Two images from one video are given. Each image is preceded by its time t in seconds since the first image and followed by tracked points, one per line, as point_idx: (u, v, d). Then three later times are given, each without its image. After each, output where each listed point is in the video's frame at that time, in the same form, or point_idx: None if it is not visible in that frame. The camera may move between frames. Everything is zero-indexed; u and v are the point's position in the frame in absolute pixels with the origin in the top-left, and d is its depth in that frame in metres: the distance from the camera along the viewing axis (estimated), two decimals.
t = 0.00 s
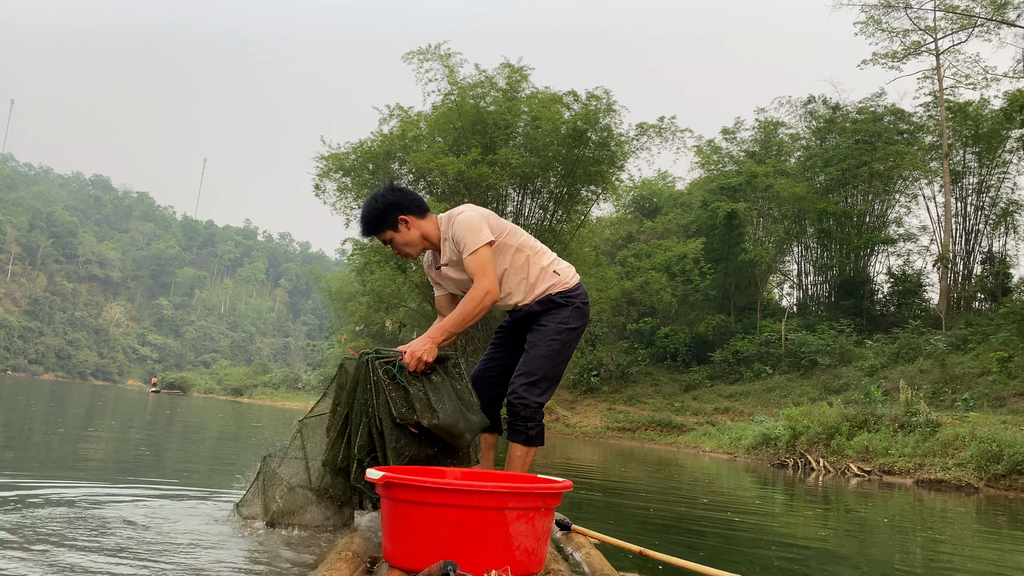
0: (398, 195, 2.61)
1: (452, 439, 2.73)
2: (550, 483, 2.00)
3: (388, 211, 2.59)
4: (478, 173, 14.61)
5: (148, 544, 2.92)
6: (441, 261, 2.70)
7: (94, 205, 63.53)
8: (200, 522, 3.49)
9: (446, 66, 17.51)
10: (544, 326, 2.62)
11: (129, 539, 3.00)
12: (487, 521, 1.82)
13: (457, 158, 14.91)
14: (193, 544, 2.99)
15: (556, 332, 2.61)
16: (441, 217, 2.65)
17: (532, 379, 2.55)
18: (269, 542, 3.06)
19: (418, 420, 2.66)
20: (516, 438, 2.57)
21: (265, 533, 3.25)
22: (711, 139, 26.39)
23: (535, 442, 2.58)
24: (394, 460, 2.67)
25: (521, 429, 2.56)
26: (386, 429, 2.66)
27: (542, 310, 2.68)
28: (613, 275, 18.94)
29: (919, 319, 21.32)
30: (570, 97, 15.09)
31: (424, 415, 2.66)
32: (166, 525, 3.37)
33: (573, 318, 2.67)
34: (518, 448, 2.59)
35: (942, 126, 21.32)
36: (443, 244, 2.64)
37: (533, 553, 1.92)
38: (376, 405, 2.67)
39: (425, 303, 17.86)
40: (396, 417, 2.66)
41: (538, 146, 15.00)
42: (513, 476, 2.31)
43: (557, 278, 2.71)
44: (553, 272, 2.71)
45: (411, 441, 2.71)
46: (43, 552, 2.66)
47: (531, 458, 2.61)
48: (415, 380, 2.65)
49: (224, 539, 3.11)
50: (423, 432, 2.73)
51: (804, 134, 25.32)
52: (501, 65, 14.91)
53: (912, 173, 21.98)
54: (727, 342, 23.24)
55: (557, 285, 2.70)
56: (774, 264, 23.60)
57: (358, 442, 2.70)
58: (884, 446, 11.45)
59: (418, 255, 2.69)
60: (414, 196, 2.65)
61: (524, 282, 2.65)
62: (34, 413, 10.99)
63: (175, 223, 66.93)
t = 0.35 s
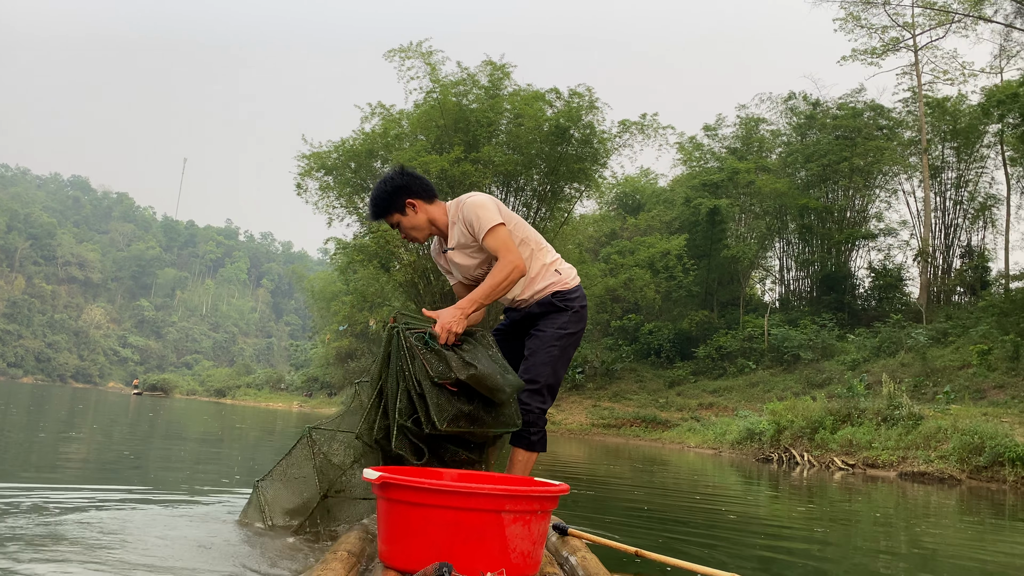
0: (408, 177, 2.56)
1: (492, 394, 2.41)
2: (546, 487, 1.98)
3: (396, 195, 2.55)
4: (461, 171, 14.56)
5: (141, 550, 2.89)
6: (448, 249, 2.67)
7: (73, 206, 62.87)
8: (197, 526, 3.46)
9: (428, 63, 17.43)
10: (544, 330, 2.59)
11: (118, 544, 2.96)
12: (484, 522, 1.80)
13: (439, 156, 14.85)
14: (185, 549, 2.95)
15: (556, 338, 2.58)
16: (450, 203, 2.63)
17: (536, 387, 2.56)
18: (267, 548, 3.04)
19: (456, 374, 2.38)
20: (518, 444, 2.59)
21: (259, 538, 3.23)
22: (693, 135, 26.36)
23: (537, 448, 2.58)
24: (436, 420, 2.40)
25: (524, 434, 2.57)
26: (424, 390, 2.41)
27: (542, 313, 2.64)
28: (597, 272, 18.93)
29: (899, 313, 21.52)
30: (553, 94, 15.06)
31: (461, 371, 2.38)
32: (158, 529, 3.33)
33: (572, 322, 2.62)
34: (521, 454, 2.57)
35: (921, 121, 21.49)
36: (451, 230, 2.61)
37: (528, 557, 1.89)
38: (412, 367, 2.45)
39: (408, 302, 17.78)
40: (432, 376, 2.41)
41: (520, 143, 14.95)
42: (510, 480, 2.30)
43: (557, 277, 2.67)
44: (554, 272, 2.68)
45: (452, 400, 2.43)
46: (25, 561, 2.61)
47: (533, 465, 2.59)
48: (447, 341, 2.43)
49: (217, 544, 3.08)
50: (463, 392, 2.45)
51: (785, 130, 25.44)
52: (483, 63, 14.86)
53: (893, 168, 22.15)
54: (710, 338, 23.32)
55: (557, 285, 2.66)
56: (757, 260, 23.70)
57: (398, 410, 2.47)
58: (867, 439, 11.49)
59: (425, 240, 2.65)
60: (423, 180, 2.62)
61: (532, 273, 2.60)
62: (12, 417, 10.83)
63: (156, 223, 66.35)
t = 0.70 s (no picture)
0: (418, 168, 2.50)
1: (516, 394, 2.35)
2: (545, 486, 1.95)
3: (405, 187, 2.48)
4: (445, 169, 14.51)
5: (128, 552, 2.82)
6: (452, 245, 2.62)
7: (52, 204, 62.20)
8: (190, 528, 3.39)
9: (411, 61, 17.35)
10: (547, 330, 2.60)
11: (103, 546, 2.89)
12: (482, 521, 1.78)
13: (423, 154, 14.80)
14: (174, 551, 2.89)
15: (558, 338, 2.60)
16: (456, 198, 2.59)
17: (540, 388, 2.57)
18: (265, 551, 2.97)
19: (482, 371, 2.30)
20: (521, 442, 2.60)
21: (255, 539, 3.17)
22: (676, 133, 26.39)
23: (539, 448, 2.60)
24: (462, 415, 2.31)
25: (527, 434, 2.58)
26: (450, 384, 2.32)
27: (543, 312, 2.63)
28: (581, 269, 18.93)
29: (881, 309, 21.66)
30: (536, 92, 15.04)
31: (490, 364, 2.31)
32: (145, 531, 3.26)
33: (573, 322, 2.64)
34: (524, 451, 2.59)
35: (901, 119, 21.66)
36: (456, 224, 2.57)
37: (526, 555, 1.87)
38: (437, 359, 2.36)
39: (392, 301, 17.71)
40: (458, 370, 2.33)
41: (504, 141, 14.92)
42: (505, 478, 2.29)
43: (557, 276, 2.66)
44: (554, 270, 2.66)
45: (477, 396, 2.34)
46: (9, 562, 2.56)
47: (534, 463, 2.62)
48: (470, 338, 2.35)
49: (207, 546, 3.01)
50: (486, 388, 2.38)
51: (767, 128, 25.50)
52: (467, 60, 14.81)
53: (873, 166, 22.35)
54: (694, 335, 23.39)
55: (557, 285, 2.65)
56: (739, 257, 23.80)
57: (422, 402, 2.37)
58: (850, 435, 11.56)
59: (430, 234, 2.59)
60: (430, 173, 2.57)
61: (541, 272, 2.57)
62: None
63: (136, 221, 65.76)
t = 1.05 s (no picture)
0: (444, 183, 2.43)
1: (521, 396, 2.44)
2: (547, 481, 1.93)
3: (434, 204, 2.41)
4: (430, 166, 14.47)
5: (115, 551, 2.75)
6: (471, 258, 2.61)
7: (32, 198, 61.47)
8: (181, 525, 3.31)
9: (397, 57, 17.26)
10: (559, 336, 2.73)
11: (88, 545, 2.81)
12: (486, 519, 1.75)
13: (409, 150, 14.75)
14: (162, 549, 2.82)
15: (568, 344, 2.74)
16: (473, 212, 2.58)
17: (554, 390, 2.67)
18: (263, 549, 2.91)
19: (490, 369, 2.39)
20: (532, 442, 2.62)
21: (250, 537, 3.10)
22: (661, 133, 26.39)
23: (550, 447, 2.63)
24: (466, 408, 2.38)
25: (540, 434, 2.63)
26: (458, 377, 2.40)
27: (554, 319, 2.73)
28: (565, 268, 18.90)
29: (862, 310, 21.81)
30: (522, 90, 15.02)
31: (498, 362, 2.40)
32: (132, 529, 3.18)
33: (579, 328, 2.78)
34: (534, 451, 2.60)
35: (884, 121, 21.80)
36: (478, 236, 2.55)
37: (531, 552, 1.84)
38: (448, 353, 2.45)
39: (376, 298, 17.64)
40: (467, 366, 2.41)
41: (490, 139, 14.86)
42: (505, 474, 2.27)
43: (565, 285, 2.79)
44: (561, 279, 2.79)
45: (481, 393, 2.42)
46: None
47: (543, 463, 2.64)
48: (483, 338, 2.44)
49: (198, 545, 2.94)
50: (493, 386, 2.46)
51: (752, 128, 25.55)
52: (453, 57, 14.73)
53: (856, 167, 22.49)
54: (677, 334, 23.44)
55: (567, 292, 2.77)
56: (723, 257, 23.86)
57: (428, 392, 2.44)
58: (832, 434, 11.59)
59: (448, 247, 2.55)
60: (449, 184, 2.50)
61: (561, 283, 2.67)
62: None
63: (117, 217, 65.12)
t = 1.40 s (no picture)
0: (462, 165, 2.42)
1: (525, 411, 2.44)
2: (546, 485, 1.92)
3: (452, 183, 2.41)
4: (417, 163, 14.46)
5: (104, 552, 2.72)
6: (472, 246, 2.62)
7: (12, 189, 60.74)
8: (170, 528, 3.29)
9: (385, 53, 17.18)
10: (548, 340, 2.72)
11: (74, 547, 2.78)
12: (486, 524, 1.74)
13: (395, 147, 14.70)
14: (151, 551, 2.79)
15: (559, 347, 2.73)
16: (481, 202, 2.59)
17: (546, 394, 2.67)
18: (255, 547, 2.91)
19: (493, 389, 2.39)
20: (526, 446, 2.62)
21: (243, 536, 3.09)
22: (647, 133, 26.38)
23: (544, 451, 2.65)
24: (474, 432, 2.38)
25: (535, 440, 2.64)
26: (463, 401, 2.39)
27: (543, 323, 2.72)
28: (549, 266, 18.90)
29: (844, 312, 21.98)
30: (510, 88, 15.03)
31: (499, 381, 2.40)
32: (121, 531, 3.15)
33: (569, 333, 2.79)
34: (531, 451, 2.63)
35: (868, 125, 21.96)
36: (481, 227, 2.57)
37: (531, 555, 1.83)
38: (448, 376, 2.42)
39: (359, 294, 17.57)
40: (470, 389, 2.40)
41: (477, 136, 14.83)
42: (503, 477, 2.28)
43: (556, 291, 2.79)
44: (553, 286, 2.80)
45: (487, 413, 2.43)
46: None
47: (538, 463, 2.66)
48: (479, 356, 2.41)
49: (189, 547, 2.92)
50: (496, 405, 2.46)
51: (737, 130, 25.56)
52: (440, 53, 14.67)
53: (840, 170, 22.66)
54: (661, 334, 23.51)
55: (558, 298, 2.77)
56: (707, 258, 23.94)
57: (433, 419, 2.42)
58: (814, 435, 11.64)
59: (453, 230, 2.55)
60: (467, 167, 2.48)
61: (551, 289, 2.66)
62: None
63: (98, 209, 64.49)
